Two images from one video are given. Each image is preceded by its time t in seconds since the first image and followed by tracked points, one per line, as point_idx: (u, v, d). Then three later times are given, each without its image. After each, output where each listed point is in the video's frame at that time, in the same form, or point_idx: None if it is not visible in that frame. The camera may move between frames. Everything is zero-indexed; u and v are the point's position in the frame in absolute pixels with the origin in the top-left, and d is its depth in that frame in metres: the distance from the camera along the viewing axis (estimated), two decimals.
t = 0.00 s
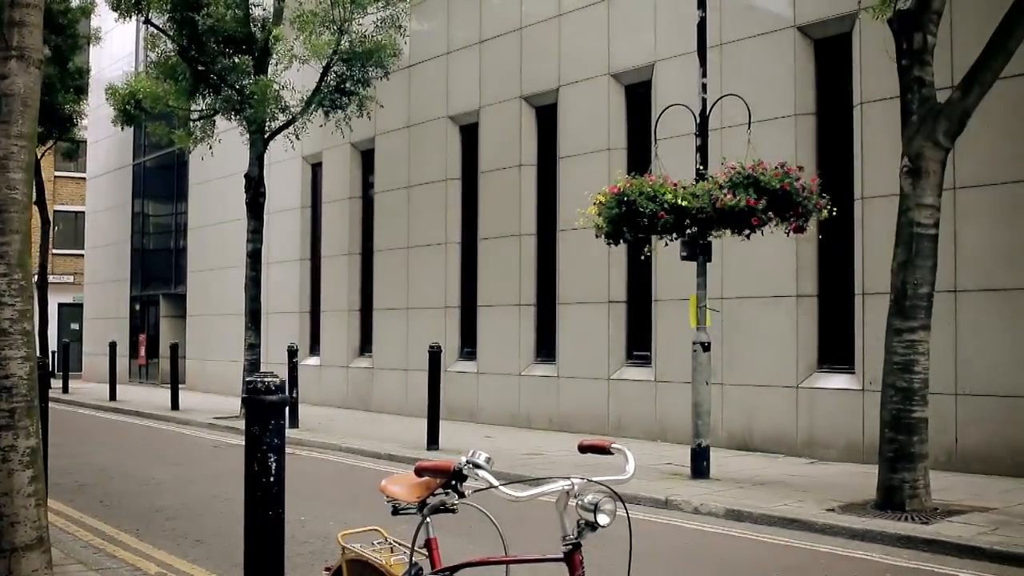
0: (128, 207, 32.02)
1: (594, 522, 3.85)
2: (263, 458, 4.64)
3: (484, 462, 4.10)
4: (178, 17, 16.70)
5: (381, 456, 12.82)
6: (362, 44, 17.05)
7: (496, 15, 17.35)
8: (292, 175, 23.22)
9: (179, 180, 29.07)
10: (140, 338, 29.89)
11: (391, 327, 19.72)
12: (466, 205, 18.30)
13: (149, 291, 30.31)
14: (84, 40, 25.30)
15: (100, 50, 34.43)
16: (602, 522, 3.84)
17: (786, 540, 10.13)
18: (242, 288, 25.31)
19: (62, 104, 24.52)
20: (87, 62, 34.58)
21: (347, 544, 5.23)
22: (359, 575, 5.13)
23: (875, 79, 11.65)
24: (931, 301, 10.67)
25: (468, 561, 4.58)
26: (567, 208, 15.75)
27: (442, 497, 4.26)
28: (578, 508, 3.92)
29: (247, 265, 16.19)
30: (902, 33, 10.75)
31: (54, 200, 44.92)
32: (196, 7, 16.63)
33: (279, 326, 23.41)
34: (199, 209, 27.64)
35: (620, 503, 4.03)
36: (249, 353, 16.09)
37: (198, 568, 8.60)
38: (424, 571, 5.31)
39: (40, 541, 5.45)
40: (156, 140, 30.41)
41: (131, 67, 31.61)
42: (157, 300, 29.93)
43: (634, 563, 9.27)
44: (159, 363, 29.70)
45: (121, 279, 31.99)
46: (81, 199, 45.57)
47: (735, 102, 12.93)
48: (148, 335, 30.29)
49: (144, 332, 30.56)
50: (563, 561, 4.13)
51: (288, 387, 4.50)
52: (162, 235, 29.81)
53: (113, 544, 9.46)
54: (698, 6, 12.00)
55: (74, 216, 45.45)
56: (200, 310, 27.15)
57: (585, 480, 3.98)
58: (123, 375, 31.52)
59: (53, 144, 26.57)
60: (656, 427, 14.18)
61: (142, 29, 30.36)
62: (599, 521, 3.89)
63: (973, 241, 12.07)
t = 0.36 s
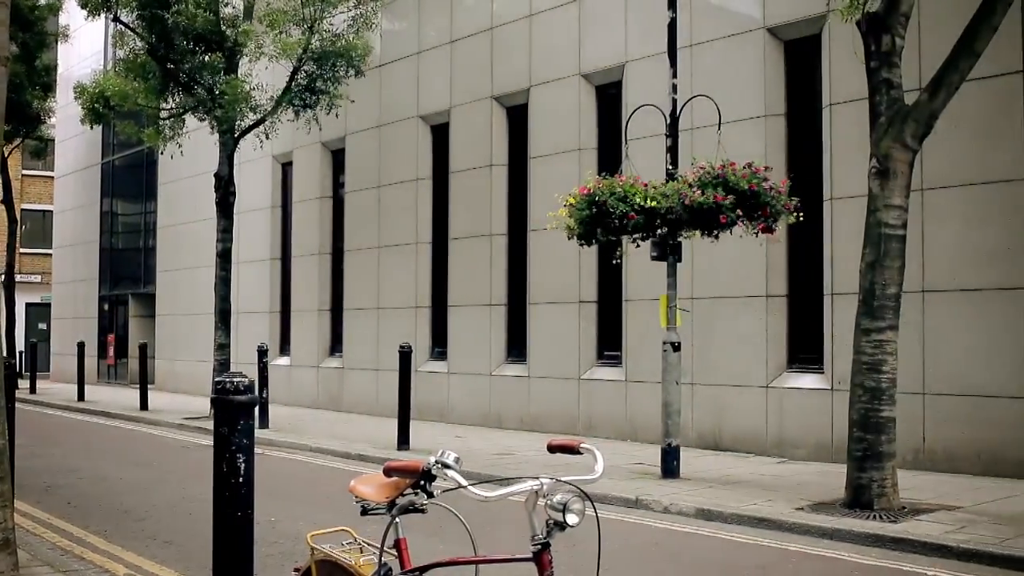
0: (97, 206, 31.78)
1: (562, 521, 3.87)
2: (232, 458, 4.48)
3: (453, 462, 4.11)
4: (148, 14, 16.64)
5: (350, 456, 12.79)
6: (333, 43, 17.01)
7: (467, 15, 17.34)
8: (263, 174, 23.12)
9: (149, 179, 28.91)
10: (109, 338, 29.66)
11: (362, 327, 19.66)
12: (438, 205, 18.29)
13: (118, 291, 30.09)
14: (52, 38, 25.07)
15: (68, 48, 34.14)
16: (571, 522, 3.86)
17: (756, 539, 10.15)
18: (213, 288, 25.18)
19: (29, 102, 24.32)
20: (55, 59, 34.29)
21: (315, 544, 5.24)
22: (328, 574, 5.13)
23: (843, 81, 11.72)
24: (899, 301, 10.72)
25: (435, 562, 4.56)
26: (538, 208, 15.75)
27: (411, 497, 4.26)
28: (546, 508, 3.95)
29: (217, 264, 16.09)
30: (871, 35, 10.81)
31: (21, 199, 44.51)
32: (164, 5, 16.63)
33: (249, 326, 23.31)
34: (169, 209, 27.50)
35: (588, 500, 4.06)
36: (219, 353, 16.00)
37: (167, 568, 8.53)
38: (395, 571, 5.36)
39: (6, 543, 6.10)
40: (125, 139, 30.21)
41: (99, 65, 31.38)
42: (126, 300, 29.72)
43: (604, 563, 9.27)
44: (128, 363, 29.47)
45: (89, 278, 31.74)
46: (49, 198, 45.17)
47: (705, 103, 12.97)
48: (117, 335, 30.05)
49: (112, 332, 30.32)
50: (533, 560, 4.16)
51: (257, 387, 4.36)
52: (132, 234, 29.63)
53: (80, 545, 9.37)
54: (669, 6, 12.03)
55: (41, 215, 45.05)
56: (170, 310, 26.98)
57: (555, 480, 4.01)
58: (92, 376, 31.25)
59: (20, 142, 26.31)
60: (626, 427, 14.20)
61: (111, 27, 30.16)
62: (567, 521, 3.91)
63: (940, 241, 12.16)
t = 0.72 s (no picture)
0: (64, 206, 31.53)
1: (529, 521, 3.90)
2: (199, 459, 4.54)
3: (421, 463, 4.13)
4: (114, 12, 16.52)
5: (317, 457, 12.74)
6: (302, 42, 17.02)
7: (437, 15, 17.32)
8: (232, 174, 23.01)
9: (117, 178, 28.71)
10: (76, 339, 29.41)
11: (331, 327, 19.59)
12: (407, 205, 18.26)
13: (85, 291, 29.86)
14: (19, 35, 24.83)
15: (34, 46, 33.85)
16: (538, 522, 3.89)
17: (724, 538, 10.17)
18: (181, 288, 25.04)
19: None
20: (21, 57, 33.99)
21: (282, 545, 5.16)
22: None
23: (810, 82, 11.78)
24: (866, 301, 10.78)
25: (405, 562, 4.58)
26: (507, 208, 15.76)
27: (379, 497, 4.26)
28: (513, 508, 3.98)
29: (185, 264, 15.99)
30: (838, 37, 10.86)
31: None
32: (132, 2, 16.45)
33: (216, 325, 23.19)
34: (137, 208, 27.33)
35: (554, 500, 4.10)
36: (187, 353, 15.91)
37: (133, 570, 8.45)
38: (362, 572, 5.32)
39: None
40: (92, 138, 29.99)
41: (67, 63, 31.13)
42: (93, 300, 29.50)
43: (573, 563, 9.26)
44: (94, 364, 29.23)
45: (56, 278, 31.48)
46: (15, 197, 44.78)
47: (674, 104, 13.00)
48: (84, 336, 29.81)
49: (79, 332, 30.07)
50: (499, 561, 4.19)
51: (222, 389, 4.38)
52: (99, 234, 29.41)
53: (45, 547, 9.27)
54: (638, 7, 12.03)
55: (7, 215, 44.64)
56: (138, 310, 26.77)
57: (521, 480, 4.04)
58: (58, 376, 30.98)
59: None
60: (595, 426, 14.22)
61: (78, 25, 29.94)
62: (534, 520, 3.94)
63: (907, 242, 12.24)
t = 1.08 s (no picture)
0: (27, 204, 31.22)
1: (494, 521, 3.84)
2: (161, 460, 4.54)
3: (384, 463, 4.07)
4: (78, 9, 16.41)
5: (283, 457, 12.69)
6: (268, 41, 16.99)
7: (403, 14, 17.29)
8: (197, 173, 22.89)
9: (81, 177, 28.47)
10: (39, 339, 29.12)
11: (298, 327, 19.51)
12: (375, 205, 18.21)
13: (48, 291, 29.59)
14: None
15: None
16: (503, 522, 3.83)
17: (690, 538, 10.20)
18: (145, 287, 24.87)
19: None
20: None
21: (247, 546, 5.05)
22: None
23: (775, 84, 11.84)
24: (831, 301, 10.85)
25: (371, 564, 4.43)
26: (474, 208, 15.75)
27: (343, 497, 4.22)
28: (478, 508, 3.91)
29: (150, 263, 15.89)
30: (803, 38, 10.92)
31: None
32: None
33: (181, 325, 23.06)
34: (101, 207, 27.14)
35: (518, 498, 4.04)
36: (152, 354, 15.79)
37: (95, 572, 8.36)
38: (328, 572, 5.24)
39: None
40: (55, 136, 29.74)
41: (30, 61, 30.83)
42: (56, 300, 29.24)
43: (539, 563, 9.25)
44: (58, 364, 28.95)
45: (19, 277, 31.16)
46: None
47: (641, 105, 13.05)
48: (47, 335, 29.52)
49: (42, 332, 29.79)
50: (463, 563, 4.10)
51: (186, 389, 4.38)
52: (63, 233, 29.16)
53: (5, 550, 9.15)
54: (605, 8, 12.06)
55: None
56: (103, 310, 26.55)
57: (486, 480, 3.99)
58: (21, 376, 30.66)
59: None
60: (561, 426, 14.23)
61: (41, 22, 29.67)
62: (499, 520, 3.88)
63: (872, 243, 12.34)
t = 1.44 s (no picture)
0: None
1: (461, 521, 3.73)
2: (127, 461, 4.72)
3: (352, 463, 3.93)
4: (44, 7, 16.29)
5: (251, 457, 12.63)
6: (236, 40, 17.01)
7: (373, 14, 17.25)
8: (164, 172, 22.79)
9: (46, 176, 28.25)
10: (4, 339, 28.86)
11: (266, 327, 19.43)
12: (344, 204, 18.17)
13: (14, 290, 29.33)
14: None
15: None
16: (469, 522, 3.72)
17: (658, 537, 10.22)
18: (112, 287, 24.72)
19: None
20: None
21: (213, 547, 5.00)
22: None
23: (743, 85, 11.89)
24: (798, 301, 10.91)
25: (337, 564, 4.34)
26: (443, 208, 15.74)
27: (310, 498, 4.05)
28: (445, 508, 3.81)
29: (117, 263, 15.78)
30: (771, 40, 10.96)
31: None
32: None
33: (147, 324, 22.97)
34: (67, 206, 26.95)
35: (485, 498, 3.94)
36: (119, 354, 15.67)
37: (59, 573, 8.27)
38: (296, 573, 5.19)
39: None
40: (20, 134, 29.48)
41: None
42: (21, 299, 29.02)
43: (507, 563, 9.23)
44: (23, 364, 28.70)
45: None
46: None
47: (610, 105, 13.06)
48: (12, 335, 29.26)
49: (7, 332, 29.52)
50: (431, 563, 4.05)
51: (151, 389, 4.61)
52: (29, 232, 28.93)
53: None
54: (574, 8, 12.07)
55: None
56: (70, 310, 26.37)
57: (454, 479, 3.89)
58: None
59: None
60: (530, 426, 14.23)
61: (6, 19, 29.42)
62: (466, 520, 3.78)
63: (839, 243, 12.41)
